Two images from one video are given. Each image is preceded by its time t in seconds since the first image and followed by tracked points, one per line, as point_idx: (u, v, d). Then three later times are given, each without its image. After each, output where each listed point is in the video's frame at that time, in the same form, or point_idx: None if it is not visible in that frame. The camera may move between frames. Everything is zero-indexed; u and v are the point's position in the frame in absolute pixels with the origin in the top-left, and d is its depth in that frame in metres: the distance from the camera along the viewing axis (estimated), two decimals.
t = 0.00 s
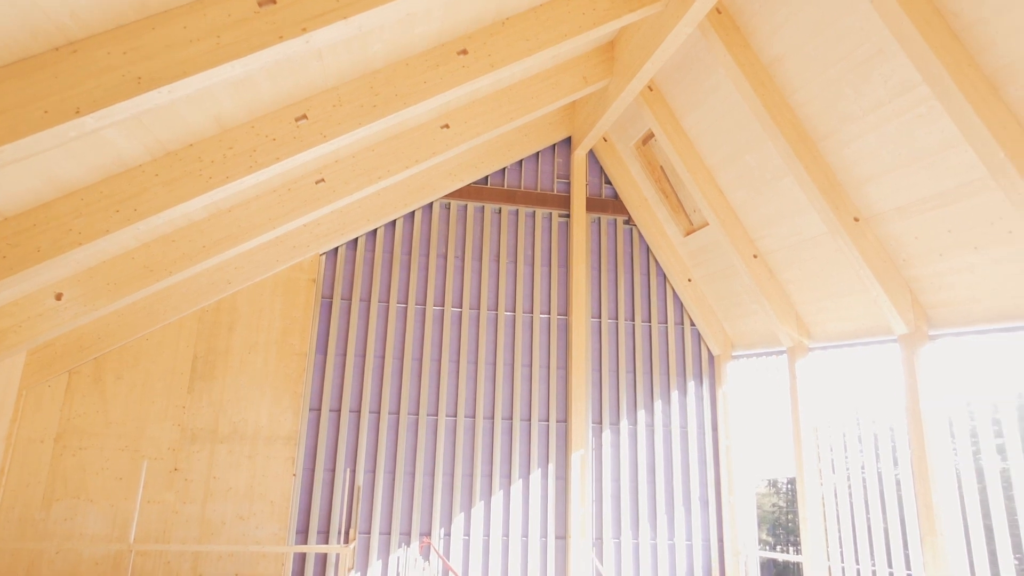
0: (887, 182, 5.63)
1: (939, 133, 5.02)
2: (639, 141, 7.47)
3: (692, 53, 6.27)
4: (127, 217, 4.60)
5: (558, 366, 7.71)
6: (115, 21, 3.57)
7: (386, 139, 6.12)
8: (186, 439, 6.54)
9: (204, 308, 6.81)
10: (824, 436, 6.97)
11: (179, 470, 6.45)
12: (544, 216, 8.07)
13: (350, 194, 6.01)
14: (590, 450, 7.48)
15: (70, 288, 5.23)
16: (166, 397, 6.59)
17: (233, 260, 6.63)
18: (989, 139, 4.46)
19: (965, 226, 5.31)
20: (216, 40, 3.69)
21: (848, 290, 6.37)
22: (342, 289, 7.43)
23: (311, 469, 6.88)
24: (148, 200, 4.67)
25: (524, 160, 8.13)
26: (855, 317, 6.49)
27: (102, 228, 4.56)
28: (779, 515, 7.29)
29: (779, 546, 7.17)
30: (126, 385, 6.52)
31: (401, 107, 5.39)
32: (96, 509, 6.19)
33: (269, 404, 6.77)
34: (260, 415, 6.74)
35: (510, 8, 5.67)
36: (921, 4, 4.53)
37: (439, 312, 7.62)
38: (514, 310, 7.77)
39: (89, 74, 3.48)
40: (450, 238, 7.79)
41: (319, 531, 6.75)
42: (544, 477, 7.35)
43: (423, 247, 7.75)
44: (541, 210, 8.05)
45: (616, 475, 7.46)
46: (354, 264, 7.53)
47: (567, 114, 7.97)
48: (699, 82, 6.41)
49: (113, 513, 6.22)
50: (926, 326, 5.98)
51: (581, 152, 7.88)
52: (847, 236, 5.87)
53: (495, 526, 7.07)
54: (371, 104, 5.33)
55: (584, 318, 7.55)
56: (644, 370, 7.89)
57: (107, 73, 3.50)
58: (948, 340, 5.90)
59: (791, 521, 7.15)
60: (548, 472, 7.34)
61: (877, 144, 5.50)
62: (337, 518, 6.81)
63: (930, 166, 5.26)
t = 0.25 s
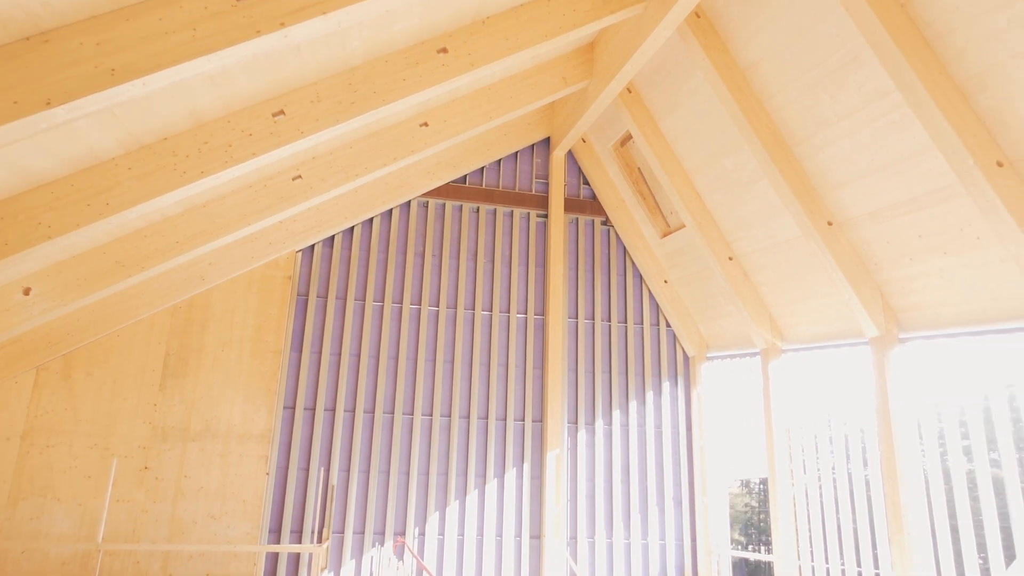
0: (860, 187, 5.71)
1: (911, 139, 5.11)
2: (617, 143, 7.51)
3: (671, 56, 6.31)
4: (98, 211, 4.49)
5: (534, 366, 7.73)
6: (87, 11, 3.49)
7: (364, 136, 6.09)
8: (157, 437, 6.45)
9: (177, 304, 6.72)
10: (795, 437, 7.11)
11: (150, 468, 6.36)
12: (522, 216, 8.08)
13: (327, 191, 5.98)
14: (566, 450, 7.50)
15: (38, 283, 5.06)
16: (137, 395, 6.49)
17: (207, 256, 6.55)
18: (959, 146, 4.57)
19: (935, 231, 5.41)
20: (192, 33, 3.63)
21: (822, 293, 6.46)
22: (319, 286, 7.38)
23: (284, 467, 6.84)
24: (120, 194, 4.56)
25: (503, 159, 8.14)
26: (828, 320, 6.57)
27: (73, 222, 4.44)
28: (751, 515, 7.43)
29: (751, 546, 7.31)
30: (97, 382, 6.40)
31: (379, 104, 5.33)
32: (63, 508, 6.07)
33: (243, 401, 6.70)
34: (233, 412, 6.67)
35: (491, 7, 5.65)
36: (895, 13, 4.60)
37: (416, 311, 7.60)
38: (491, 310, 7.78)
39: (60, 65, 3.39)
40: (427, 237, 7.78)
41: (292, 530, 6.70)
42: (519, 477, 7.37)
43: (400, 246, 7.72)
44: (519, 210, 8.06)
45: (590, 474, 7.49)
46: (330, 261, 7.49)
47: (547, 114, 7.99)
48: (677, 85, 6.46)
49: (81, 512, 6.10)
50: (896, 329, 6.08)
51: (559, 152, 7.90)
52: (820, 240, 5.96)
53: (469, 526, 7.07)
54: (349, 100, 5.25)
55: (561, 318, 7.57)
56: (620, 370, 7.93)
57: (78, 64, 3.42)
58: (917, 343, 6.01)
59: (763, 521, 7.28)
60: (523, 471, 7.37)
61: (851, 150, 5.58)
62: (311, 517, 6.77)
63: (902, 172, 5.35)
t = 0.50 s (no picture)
0: (831, 185, 5.79)
1: (882, 139, 5.19)
2: (594, 138, 7.52)
3: (648, 53, 6.33)
4: (65, 200, 4.34)
5: (509, 359, 7.74)
6: None
7: (339, 127, 6.03)
8: (126, 430, 6.34)
9: (146, 295, 6.60)
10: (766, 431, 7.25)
11: (117, 462, 6.25)
12: (498, 209, 8.08)
13: (301, 182, 5.92)
14: (540, 443, 7.53)
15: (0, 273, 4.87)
16: (105, 387, 6.35)
17: (178, 247, 6.44)
18: (928, 149, 4.64)
19: (903, 230, 5.50)
20: (164, 19, 3.51)
21: (793, 290, 6.55)
22: (292, 278, 7.32)
23: (255, 460, 6.79)
24: (87, 183, 4.42)
25: (479, 152, 8.12)
26: (799, 316, 6.66)
27: (38, 211, 4.30)
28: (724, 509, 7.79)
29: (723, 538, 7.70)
30: (62, 374, 6.22)
31: (355, 96, 5.27)
32: (27, 502, 5.92)
33: (213, 394, 6.63)
34: (204, 405, 6.60)
35: None
36: (868, 15, 4.66)
37: (390, 304, 7.57)
38: (466, 303, 7.77)
39: (24, 49, 3.24)
40: (402, 230, 7.74)
41: (263, 524, 6.67)
42: (492, 470, 7.39)
43: (375, 238, 7.68)
44: (495, 204, 8.06)
45: (564, 467, 7.54)
46: (304, 253, 7.42)
47: (523, 108, 7.98)
48: (654, 81, 6.49)
49: (46, 507, 5.95)
50: (864, 326, 6.19)
51: (536, 147, 7.90)
52: (792, 237, 6.03)
53: (442, 519, 7.08)
54: (324, 91, 5.17)
55: (536, 312, 7.59)
56: (594, 365, 7.98)
57: (44, 49, 3.27)
58: (883, 339, 6.14)
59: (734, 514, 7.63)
60: (496, 465, 7.39)
61: (823, 148, 5.65)
62: (282, 511, 6.74)
63: (872, 172, 5.43)
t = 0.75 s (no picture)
0: (803, 182, 5.87)
1: (853, 138, 5.26)
2: (570, 132, 7.54)
3: (625, 48, 6.35)
4: (30, 188, 4.20)
5: (484, 354, 7.75)
6: None
7: (313, 118, 5.97)
8: (93, 424, 6.21)
9: (115, 287, 6.46)
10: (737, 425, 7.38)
11: (85, 455, 6.13)
12: (473, 203, 8.08)
13: (274, 174, 5.85)
14: (514, 437, 7.56)
15: None
16: (72, 379, 6.21)
17: (148, 238, 6.32)
18: (898, 148, 4.72)
19: (872, 228, 5.60)
20: (133, 4, 3.39)
21: (765, 285, 6.63)
22: (265, 271, 7.25)
23: (227, 454, 6.73)
24: (54, 171, 4.30)
25: (455, 146, 8.10)
26: (771, 312, 6.76)
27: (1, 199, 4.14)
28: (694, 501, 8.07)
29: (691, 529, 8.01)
30: (27, 366, 6.07)
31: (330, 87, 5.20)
32: None
33: (184, 387, 6.54)
34: (174, 398, 6.51)
35: None
36: (841, 15, 4.71)
37: (365, 297, 7.53)
38: (441, 297, 7.76)
39: None
40: (377, 223, 7.70)
41: (234, 518, 6.62)
42: (466, 464, 7.41)
43: (349, 231, 7.62)
44: (471, 198, 8.05)
45: (538, 461, 7.57)
46: (278, 245, 7.35)
47: (500, 102, 7.96)
48: (630, 77, 6.51)
49: (10, 502, 5.81)
50: (833, 321, 6.29)
51: (512, 141, 7.89)
52: (764, 233, 6.11)
53: (416, 512, 7.08)
54: (298, 81, 5.10)
55: (511, 307, 7.61)
56: (569, 359, 8.02)
57: (7, 32, 3.11)
58: (852, 335, 6.28)
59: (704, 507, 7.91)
60: (471, 458, 7.41)
61: (796, 146, 5.72)
62: (254, 505, 6.69)
63: (843, 169, 5.50)
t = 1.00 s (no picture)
0: (778, 182, 5.93)
1: (827, 138, 5.33)
2: (549, 130, 7.55)
3: (604, 46, 6.37)
4: None
5: (461, 350, 7.75)
6: None
7: (290, 112, 5.91)
8: (62, 419, 6.07)
9: (85, 280, 6.33)
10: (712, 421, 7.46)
11: (53, 452, 5.98)
12: (452, 199, 8.06)
13: (250, 168, 5.79)
14: (491, 434, 7.57)
15: None
16: (41, 374, 6.06)
17: (120, 231, 6.20)
18: (871, 149, 4.79)
19: (845, 227, 5.67)
20: None
21: (740, 284, 6.70)
22: (240, 265, 7.17)
23: (200, 451, 6.66)
24: (22, 161, 4.20)
25: (434, 141, 8.07)
26: (746, 310, 6.83)
27: None
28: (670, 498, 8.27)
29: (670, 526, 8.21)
30: None
31: (308, 80, 5.15)
32: None
33: (156, 382, 6.45)
34: (146, 394, 6.42)
35: None
36: (816, 16, 4.76)
37: (342, 293, 7.48)
38: (419, 293, 7.74)
39: None
40: (355, 218, 7.65)
41: (207, 515, 6.55)
42: (443, 461, 7.41)
43: (326, 226, 7.57)
44: (449, 193, 8.03)
45: (515, 458, 7.58)
46: (253, 239, 7.27)
47: (479, 98, 7.95)
48: (609, 74, 6.53)
49: None
50: (807, 320, 6.37)
51: (491, 137, 7.88)
52: (740, 232, 6.16)
53: (392, 509, 7.06)
54: (275, 74, 5.04)
55: (489, 303, 7.61)
56: (546, 356, 8.05)
57: None
58: (825, 333, 6.37)
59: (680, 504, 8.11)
60: (448, 455, 7.41)
61: (771, 146, 5.77)
62: (228, 502, 6.63)
63: (817, 169, 5.57)
